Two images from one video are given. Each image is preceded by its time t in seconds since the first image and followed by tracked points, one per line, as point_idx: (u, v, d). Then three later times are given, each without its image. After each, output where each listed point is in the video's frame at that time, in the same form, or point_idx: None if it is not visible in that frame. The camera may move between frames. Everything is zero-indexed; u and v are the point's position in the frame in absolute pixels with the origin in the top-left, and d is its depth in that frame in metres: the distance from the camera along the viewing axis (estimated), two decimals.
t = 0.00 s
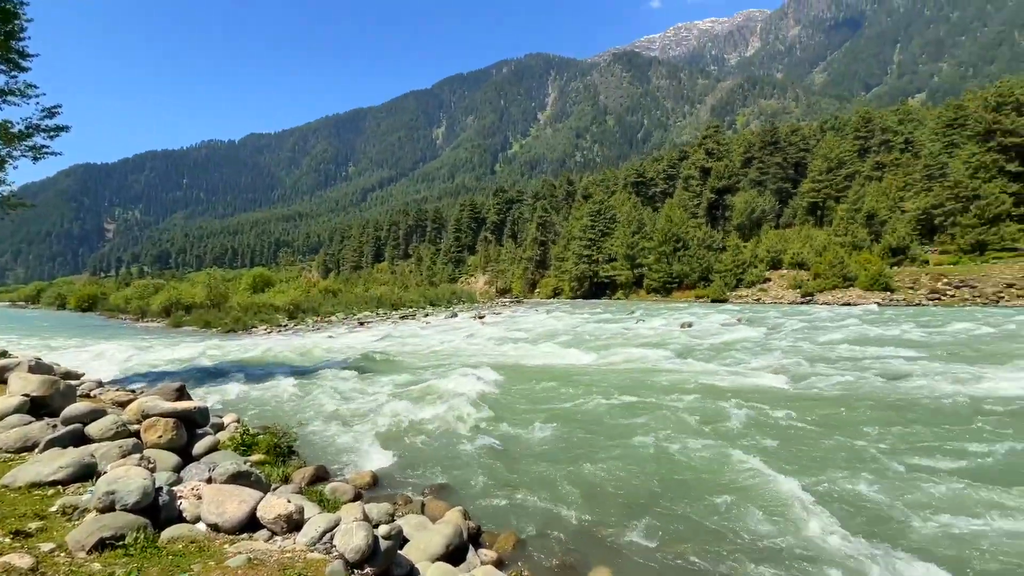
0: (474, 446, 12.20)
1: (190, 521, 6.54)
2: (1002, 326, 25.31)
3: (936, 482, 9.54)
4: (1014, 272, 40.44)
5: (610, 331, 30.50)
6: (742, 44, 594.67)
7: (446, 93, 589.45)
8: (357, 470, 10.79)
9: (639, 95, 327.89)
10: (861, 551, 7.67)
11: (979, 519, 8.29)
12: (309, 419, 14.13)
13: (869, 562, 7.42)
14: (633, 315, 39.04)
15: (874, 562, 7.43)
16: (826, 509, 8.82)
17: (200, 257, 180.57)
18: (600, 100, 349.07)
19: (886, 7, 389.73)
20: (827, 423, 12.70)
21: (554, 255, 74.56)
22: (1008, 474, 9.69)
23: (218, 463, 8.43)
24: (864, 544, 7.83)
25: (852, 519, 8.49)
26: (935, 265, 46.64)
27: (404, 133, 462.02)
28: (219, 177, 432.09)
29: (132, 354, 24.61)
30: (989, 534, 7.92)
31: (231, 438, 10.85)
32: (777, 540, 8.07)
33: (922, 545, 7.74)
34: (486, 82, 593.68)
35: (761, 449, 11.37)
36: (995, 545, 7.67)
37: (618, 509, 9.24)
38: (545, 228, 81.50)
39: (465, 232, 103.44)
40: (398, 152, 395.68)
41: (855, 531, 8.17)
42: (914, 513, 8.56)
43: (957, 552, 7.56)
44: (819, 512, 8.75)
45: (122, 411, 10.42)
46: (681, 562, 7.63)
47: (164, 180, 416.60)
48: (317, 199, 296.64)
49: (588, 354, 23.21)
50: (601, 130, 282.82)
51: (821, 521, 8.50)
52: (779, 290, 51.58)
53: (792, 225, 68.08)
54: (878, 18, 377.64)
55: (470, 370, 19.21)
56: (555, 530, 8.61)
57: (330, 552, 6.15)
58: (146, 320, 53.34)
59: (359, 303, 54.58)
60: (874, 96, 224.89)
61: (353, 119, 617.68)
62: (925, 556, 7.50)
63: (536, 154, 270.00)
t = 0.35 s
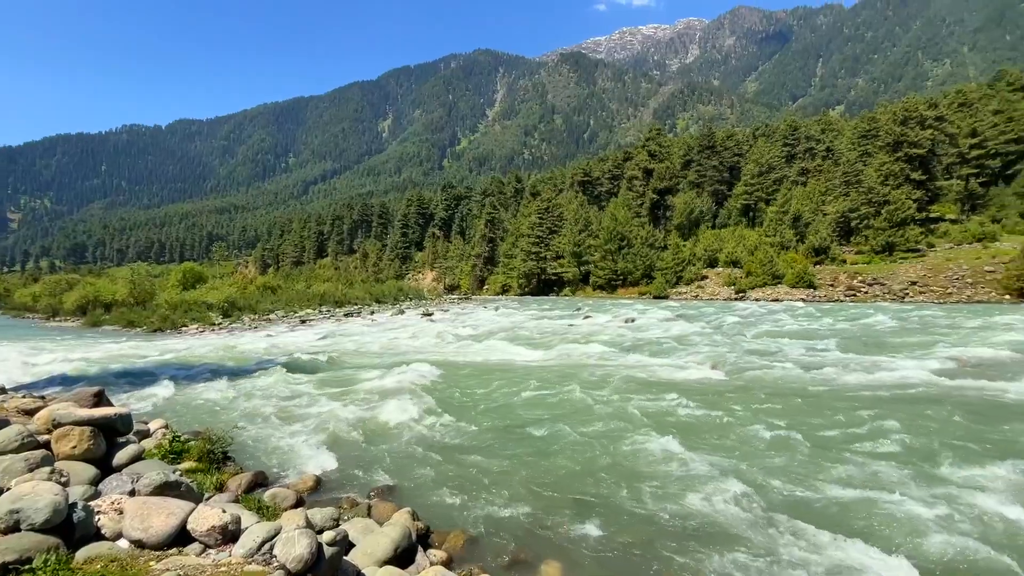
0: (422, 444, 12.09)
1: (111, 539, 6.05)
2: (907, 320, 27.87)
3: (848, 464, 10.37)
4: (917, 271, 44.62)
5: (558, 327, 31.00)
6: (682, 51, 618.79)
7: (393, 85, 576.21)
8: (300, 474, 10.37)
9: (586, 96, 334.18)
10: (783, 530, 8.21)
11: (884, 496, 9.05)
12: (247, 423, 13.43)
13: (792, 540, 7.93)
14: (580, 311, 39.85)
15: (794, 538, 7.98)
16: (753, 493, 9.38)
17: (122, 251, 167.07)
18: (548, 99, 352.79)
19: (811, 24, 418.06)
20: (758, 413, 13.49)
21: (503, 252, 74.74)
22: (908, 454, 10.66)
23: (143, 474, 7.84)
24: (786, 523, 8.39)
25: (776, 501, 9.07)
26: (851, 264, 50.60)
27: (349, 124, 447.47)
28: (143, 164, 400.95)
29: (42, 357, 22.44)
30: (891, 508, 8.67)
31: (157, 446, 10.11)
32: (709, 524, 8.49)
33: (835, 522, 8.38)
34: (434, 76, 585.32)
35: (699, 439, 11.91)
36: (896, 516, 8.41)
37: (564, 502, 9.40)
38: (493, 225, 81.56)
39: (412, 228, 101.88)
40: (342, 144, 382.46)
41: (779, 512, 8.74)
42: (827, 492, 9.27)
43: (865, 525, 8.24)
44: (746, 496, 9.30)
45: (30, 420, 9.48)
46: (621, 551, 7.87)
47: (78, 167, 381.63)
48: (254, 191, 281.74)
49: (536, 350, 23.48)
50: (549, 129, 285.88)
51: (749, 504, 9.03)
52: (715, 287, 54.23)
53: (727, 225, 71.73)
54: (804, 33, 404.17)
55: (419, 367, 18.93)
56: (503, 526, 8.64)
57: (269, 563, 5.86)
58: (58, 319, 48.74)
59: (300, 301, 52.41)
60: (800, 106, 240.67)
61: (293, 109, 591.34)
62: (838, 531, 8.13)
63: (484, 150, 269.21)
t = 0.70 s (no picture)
0: (367, 444, 11.80)
1: (17, 563, 5.54)
2: (827, 313, 30.19)
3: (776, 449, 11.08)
4: (835, 268, 48.32)
5: (506, 323, 31.11)
6: (626, 53, 635.93)
7: (336, 74, 555.91)
8: (235, 481, 9.83)
9: (534, 93, 336.38)
10: (716, 514, 8.67)
11: (805, 477, 9.75)
12: (176, 429, 12.59)
13: (723, 523, 8.38)
14: (528, 307, 40.15)
15: (725, 521, 8.44)
16: (690, 480, 9.83)
17: (27, 243, 151.42)
18: (496, 95, 352.06)
19: (744, 34, 441.57)
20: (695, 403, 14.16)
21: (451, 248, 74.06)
22: (827, 438, 11.53)
23: (55, 487, 7.18)
24: (718, 508, 8.86)
25: (710, 487, 9.55)
26: (779, 262, 54.07)
27: (288, 112, 427.21)
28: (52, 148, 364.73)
29: None
30: (815, 491, 9.27)
31: (70, 458, 9.27)
32: (648, 512, 8.83)
33: (761, 503, 8.95)
34: (380, 66, 570.02)
35: (641, 430, 12.34)
36: (814, 496, 9.09)
37: (511, 498, 9.47)
38: (441, 220, 80.78)
39: (356, 223, 99.70)
40: (280, 133, 364.58)
41: (712, 497, 9.22)
42: (756, 477, 9.87)
43: (788, 505, 8.85)
44: (684, 483, 9.73)
45: None
46: (565, 543, 8.04)
47: None
48: (183, 181, 263.45)
49: (484, 345, 23.54)
50: (497, 125, 285.47)
51: (685, 491, 9.47)
52: (656, 283, 56.37)
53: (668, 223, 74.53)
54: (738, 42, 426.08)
55: (365, 366, 18.42)
56: (451, 525, 8.57)
57: None
58: None
59: (235, 298, 49.56)
60: (734, 112, 253.92)
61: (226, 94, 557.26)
62: (765, 511, 8.69)
63: (432, 144, 265.23)
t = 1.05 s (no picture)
0: (311, 444, 11.38)
1: None
2: (758, 306, 32.14)
3: (714, 435, 11.65)
4: (766, 265, 51.37)
5: (456, 318, 30.93)
6: (574, 51, 644.53)
7: (275, 58, 529.14)
8: (166, 488, 9.26)
9: (483, 87, 334.49)
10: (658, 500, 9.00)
11: (739, 460, 10.32)
12: (97, 436, 11.65)
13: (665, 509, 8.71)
14: (478, 302, 40.08)
15: (667, 506, 8.78)
16: (634, 469, 10.16)
17: None
18: (444, 88, 347.36)
19: (685, 39, 459.27)
20: (640, 392, 14.64)
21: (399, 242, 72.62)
22: (759, 422, 12.24)
23: None
24: (660, 493, 9.22)
25: (654, 475, 9.90)
26: (716, 258, 56.82)
27: (222, 97, 402.64)
28: None
29: None
30: (750, 472, 9.84)
31: None
32: (595, 502, 9.03)
33: (700, 487, 9.37)
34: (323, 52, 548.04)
35: (589, 421, 12.62)
36: (747, 478, 9.64)
37: (461, 494, 9.42)
38: (388, 213, 79.03)
39: (297, 215, 95.60)
40: (213, 118, 343.07)
41: (656, 484, 9.56)
42: (696, 463, 10.34)
43: (724, 487, 9.33)
44: (628, 472, 10.04)
45: None
46: (514, 536, 8.09)
47: None
48: (102, 167, 242.54)
49: (433, 341, 23.31)
50: (445, 118, 281.90)
51: (630, 480, 9.76)
52: (603, 278, 57.80)
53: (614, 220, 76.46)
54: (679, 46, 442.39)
55: (308, 364, 17.79)
56: (400, 524, 8.42)
57: None
58: None
59: (163, 293, 46.34)
60: (676, 114, 263.74)
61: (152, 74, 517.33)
62: (704, 495, 9.11)
63: (378, 136, 258.40)
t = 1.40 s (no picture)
0: (253, 445, 10.96)
1: None
2: (699, 300, 33.71)
3: (658, 422, 12.20)
4: (707, 260, 53.81)
5: (406, 313, 30.45)
6: (525, 46, 645.67)
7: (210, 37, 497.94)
8: (91, 498, 8.62)
9: (434, 78, 329.24)
10: (607, 486, 9.34)
11: (681, 445, 10.86)
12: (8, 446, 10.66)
13: (613, 494, 9.05)
14: (428, 296, 39.61)
15: (616, 491, 9.13)
16: (585, 457, 10.42)
17: None
18: (394, 77, 339.20)
19: (632, 40, 470.69)
20: (590, 385, 15.02)
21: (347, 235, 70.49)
22: (699, 409, 12.91)
23: None
24: (611, 482, 9.46)
25: (601, 462, 10.24)
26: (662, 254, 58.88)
27: (151, 76, 374.78)
28: None
29: None
30: (695, 458, 10.27)
31: None
32: (545, 490, 9.27)
33: (646, 472, 9.79)
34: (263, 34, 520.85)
35: (539, 413, 12.85)
36: (688, 462, 10.16)
37: (413, 489, 9.38)
38: (335, 205, 76.65)
39: (236, 205, 90.73)
40: (141, 99, 318.86)
41: (604, 470, 9.90)
42: (642, 450, 10.76)
43: (668, 472, 9.78)
44: (580, 462, 10.29)
45: None
46: (467, 528, 8.17)
47: None
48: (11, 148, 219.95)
49: (382, 337, 22.86)
50: (395, 109, 275.67)
51: (578, 468, 10.05)
52: (554, 273, 58.58)
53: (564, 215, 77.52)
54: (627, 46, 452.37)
55: (250, 363, 17.02)
56: (351, 523, 8.28)
57: None
58: None
59: (85, 288, 42.72)
60: (624, 113, 270.20)
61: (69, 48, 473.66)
62: (651, 480, 9.51)
63: (324, 125, 249.12)
